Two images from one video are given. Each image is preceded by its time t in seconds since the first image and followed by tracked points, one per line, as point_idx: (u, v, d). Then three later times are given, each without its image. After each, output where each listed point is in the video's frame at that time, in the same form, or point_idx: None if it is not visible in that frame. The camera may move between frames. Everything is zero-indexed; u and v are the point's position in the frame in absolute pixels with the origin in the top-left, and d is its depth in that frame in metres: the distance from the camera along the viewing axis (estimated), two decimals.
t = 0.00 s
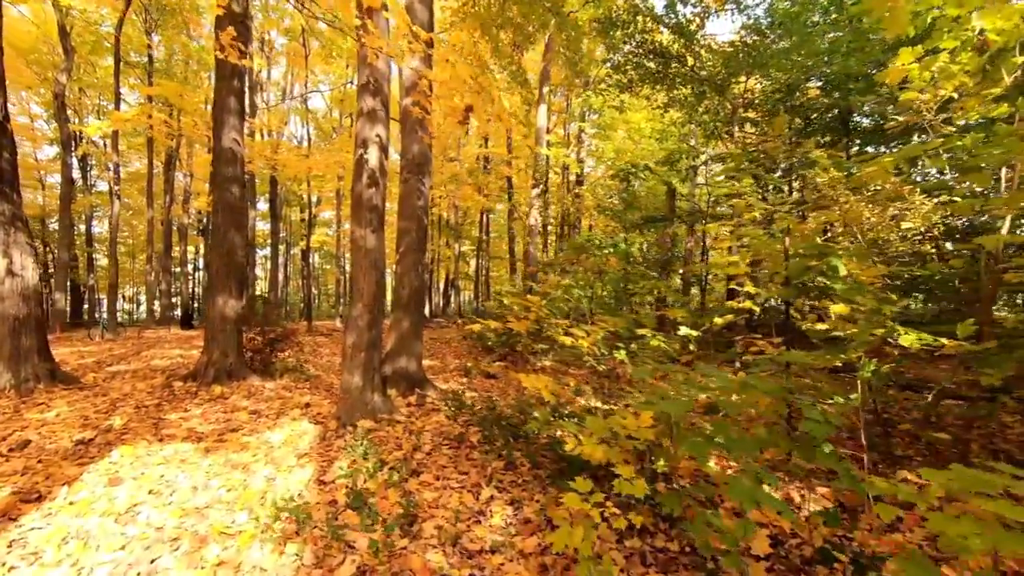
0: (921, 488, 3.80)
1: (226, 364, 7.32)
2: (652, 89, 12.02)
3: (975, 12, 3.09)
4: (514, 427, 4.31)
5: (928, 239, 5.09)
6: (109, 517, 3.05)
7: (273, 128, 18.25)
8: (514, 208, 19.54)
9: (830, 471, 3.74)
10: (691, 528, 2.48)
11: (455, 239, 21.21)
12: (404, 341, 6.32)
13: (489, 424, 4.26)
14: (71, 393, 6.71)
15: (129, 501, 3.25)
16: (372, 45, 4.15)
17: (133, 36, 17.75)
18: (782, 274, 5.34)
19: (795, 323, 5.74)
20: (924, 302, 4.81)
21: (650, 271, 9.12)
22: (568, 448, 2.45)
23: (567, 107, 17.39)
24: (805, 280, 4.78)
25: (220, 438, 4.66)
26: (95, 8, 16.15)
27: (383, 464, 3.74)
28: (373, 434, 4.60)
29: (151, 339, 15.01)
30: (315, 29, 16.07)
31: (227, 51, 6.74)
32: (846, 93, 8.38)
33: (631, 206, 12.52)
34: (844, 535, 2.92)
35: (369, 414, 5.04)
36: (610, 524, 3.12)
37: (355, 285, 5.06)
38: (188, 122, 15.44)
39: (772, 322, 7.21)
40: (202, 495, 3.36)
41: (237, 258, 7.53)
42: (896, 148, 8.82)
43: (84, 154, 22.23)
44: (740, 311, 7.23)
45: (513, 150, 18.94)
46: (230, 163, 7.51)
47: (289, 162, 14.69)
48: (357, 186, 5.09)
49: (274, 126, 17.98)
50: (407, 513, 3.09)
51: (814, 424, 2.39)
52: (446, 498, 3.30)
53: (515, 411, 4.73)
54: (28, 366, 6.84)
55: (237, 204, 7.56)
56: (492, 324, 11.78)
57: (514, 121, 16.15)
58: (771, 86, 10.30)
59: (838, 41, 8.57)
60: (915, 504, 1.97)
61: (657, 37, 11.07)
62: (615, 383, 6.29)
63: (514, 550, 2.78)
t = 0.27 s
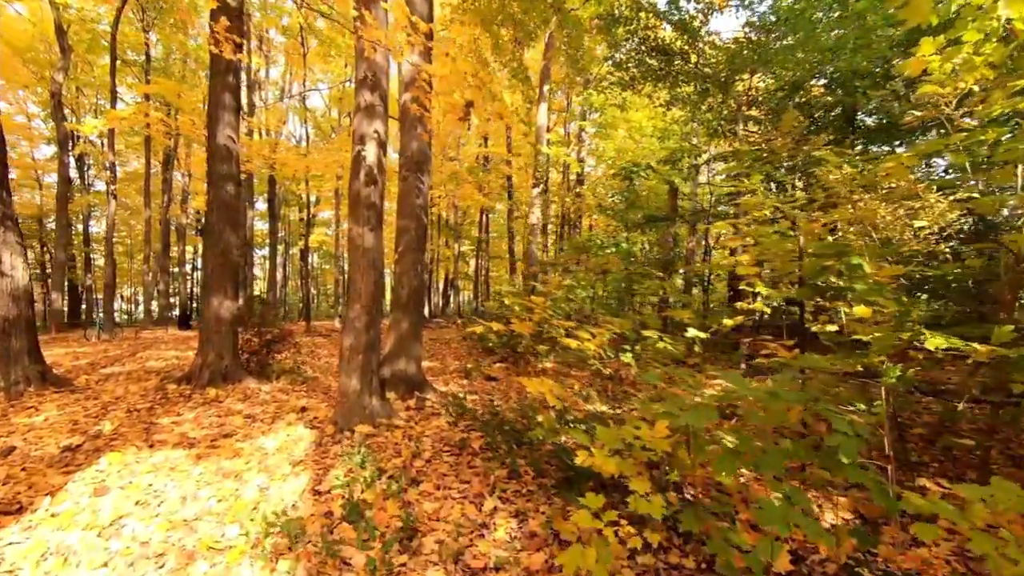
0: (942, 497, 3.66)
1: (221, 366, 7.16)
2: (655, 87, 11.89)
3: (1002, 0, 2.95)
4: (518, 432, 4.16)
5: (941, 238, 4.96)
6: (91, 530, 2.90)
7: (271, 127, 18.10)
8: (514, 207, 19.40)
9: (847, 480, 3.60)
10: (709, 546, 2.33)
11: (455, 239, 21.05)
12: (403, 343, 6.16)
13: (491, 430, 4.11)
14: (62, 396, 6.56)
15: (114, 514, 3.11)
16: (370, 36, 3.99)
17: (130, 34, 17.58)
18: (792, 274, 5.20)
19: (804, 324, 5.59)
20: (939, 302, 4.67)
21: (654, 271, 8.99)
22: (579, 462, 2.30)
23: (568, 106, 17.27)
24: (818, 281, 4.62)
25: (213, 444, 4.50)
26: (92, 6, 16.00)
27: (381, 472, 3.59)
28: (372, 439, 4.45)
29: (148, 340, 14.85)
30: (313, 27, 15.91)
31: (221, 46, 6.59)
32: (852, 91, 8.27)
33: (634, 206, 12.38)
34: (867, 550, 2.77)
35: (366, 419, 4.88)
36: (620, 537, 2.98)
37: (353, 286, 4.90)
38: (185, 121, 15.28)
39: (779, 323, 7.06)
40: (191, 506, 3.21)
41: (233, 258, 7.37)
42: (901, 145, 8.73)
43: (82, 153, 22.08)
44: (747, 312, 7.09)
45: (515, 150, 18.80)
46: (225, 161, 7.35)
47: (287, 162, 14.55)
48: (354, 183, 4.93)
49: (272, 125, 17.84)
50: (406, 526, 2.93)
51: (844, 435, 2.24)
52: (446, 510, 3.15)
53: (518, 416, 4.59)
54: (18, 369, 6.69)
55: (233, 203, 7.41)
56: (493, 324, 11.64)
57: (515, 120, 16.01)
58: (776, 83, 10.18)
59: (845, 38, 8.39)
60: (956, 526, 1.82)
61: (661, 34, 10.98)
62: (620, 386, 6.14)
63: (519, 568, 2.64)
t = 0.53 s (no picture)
0: (962, 504, 3.53)
1: (217, 367, 7.02)
2: (658, 85, 11.76)
3: None
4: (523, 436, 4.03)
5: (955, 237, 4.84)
6: (76, 542, 2.77)
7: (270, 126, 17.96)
8: (514, 207, 19.30)
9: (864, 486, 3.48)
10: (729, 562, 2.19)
11: (454, 239, 20.91)
12: (403, 344, 6.02)
13: (495, 435, 3.98)
14: (54, 398, 6.42)
15: (101, 523, 2.97)
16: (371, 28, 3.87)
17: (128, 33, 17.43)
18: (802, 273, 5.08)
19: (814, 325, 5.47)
20: (955, 302, 4.54)
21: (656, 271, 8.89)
22: (593, 473, 2.16)
23: (568, 105, 17.18)
24: (830, 280, 4.49)
25: (207, 449, 4.35)
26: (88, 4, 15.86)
27: (380, 479, 3.45)
28: (371, 443, 4.31)
29: (145, 340, 14.70)
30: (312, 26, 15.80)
31: (218, 40, 6.45)
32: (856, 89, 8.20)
33: (636, 205, 12.25)
34: (891, 562, 2.65)
35: (366, 422, 4.74)
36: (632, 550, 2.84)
37: (351, 285, 4.76)
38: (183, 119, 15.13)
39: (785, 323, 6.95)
40: (181, 516, 3.07)
41: (229, 257, 7.23)
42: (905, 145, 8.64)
43: (79, 152, 21.91)
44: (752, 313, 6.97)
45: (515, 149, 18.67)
46: (222, 158, 7.21)
47: (286, 161, 14.43)
48: (353, 180, 4.80)
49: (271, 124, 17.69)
50: (407, 537, 2.80)
51: (875, 445, 2.11)
52: (448, 520, 3.01)
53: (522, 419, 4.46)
54: (8, 370, 6.54)
55: (230, 201, 7.27)
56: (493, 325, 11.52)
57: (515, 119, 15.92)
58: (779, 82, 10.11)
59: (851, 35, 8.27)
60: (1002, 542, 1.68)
61: (663, 31, 10.86)
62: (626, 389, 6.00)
63: None
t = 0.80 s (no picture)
0: (989, 512, 3.40)
1: (214, 368, 6.86)
2: (661, 83, 11.62)
3: None
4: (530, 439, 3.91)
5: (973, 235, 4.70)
6: (62, 554, 2.63)
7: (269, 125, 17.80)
8: (514, 206, 19.15)
9: (884, 492, 3.37)
10: None
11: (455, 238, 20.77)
12: (404, 344, 5.87)
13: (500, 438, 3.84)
14: (47, 400, 6.26)
15: (88, 534, 2.83)
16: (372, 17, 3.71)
17: (126, 31, 17.28)
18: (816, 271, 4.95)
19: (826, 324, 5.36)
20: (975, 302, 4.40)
21: (661, 269, 8.73)
22: (614, 483, 2.02)
23: (569, 103, 17.04)
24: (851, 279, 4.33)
25: (202, 454, 4.19)
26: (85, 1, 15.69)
27: (383, 486, 3.32)
28: (373, 447, 4.17)
29: (142, 340, 14.53)
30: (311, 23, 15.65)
31: (214, 33, 6.30)
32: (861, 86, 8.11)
33: (639, 204, 12.11)
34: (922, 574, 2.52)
35: (367, 425, 4.59)
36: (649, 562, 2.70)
37: (352, 284, 4.61)
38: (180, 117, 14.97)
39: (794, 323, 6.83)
40: (174, 526, 2.93)
41: (226, 255, 7.07)
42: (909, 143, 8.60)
43: (76, 151, 21.72)
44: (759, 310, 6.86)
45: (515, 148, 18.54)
46: (218, 154, 7.04)
47: (285, 159, 14.29)
48: (353, 175, 4.65)
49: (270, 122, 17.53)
50: (411, 549, 2.67)
51: (915, 455, 1.97)
52: (455, 531, 2.87)
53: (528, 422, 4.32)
54: None
55: (227, 198, 7.12)
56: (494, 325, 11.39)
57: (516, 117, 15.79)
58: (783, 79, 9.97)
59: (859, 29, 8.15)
60: None
61: (667, 28, 10.72)
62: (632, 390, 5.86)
63: None
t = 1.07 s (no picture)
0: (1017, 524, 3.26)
1: (210, 371, 6.70)
2: (664, 81, 11.48)
3: None
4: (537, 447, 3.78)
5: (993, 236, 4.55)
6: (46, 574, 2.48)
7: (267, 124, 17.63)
8: (514, 206, 19.02)
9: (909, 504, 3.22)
10: None
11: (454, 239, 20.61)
12: (405, 347, 5.71)
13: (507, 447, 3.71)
14: (37, 404, 6.09)
15: (74, 553, 2.67)
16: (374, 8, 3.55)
17: (122, 29, 17.09)
18: (830, 273, 4.82)
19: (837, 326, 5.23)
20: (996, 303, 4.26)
21: (666, 270, 8.60)
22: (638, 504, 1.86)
23: (570, 102, 16.91)
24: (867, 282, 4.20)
25: (196, 462, 4.04)
26: None
27: (385, 499, 3.19)
28: (373, 455, 4.03)
29: (137, 341, 14.33)
30: (310, 21, 15.48)
31: (210, 28, 6.14)
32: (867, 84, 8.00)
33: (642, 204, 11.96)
34: None
35: (367, 432, 4.43)
36: None
37: (352, 285, 4.45)
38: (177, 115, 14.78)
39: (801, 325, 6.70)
40: (165, 543, 2.78)
41: (223, 255, 6.90)
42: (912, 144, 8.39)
43: (72, 150, 21.49)
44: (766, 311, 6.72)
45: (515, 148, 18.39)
46: (214, 153, 6.88)
47: (283, 159, 14.13)
48: (353, 173, 4.50)
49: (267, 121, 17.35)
50: (416, 569, 2.53)
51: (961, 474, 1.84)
52: (462, 548, 2.73)
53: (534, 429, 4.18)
54: None
55: (223, 197, 6.95)
56: (495, 326, 11.25)
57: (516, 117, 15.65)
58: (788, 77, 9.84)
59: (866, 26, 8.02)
60: None
61: (671, 26, 10.58)
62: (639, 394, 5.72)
63: None
